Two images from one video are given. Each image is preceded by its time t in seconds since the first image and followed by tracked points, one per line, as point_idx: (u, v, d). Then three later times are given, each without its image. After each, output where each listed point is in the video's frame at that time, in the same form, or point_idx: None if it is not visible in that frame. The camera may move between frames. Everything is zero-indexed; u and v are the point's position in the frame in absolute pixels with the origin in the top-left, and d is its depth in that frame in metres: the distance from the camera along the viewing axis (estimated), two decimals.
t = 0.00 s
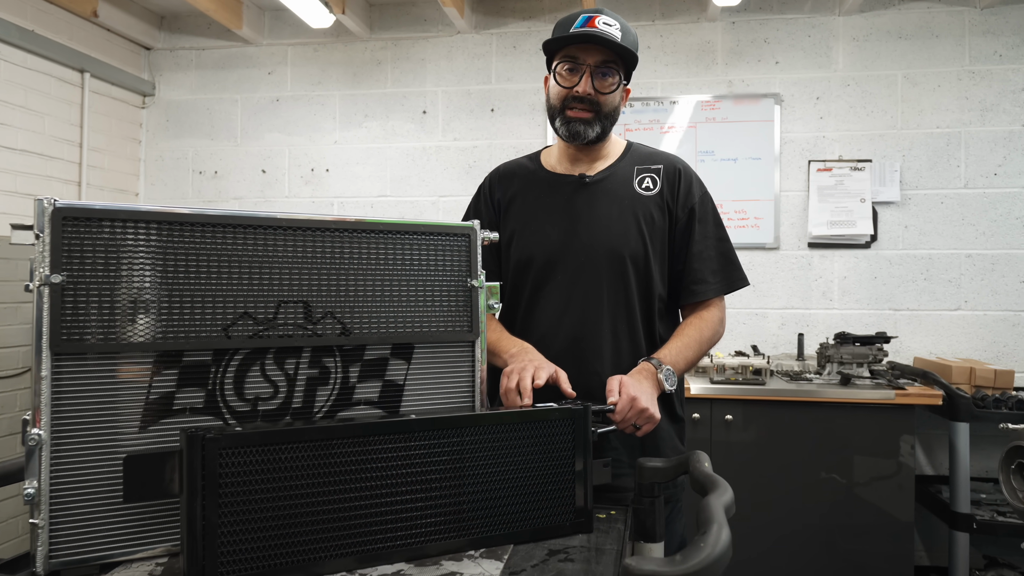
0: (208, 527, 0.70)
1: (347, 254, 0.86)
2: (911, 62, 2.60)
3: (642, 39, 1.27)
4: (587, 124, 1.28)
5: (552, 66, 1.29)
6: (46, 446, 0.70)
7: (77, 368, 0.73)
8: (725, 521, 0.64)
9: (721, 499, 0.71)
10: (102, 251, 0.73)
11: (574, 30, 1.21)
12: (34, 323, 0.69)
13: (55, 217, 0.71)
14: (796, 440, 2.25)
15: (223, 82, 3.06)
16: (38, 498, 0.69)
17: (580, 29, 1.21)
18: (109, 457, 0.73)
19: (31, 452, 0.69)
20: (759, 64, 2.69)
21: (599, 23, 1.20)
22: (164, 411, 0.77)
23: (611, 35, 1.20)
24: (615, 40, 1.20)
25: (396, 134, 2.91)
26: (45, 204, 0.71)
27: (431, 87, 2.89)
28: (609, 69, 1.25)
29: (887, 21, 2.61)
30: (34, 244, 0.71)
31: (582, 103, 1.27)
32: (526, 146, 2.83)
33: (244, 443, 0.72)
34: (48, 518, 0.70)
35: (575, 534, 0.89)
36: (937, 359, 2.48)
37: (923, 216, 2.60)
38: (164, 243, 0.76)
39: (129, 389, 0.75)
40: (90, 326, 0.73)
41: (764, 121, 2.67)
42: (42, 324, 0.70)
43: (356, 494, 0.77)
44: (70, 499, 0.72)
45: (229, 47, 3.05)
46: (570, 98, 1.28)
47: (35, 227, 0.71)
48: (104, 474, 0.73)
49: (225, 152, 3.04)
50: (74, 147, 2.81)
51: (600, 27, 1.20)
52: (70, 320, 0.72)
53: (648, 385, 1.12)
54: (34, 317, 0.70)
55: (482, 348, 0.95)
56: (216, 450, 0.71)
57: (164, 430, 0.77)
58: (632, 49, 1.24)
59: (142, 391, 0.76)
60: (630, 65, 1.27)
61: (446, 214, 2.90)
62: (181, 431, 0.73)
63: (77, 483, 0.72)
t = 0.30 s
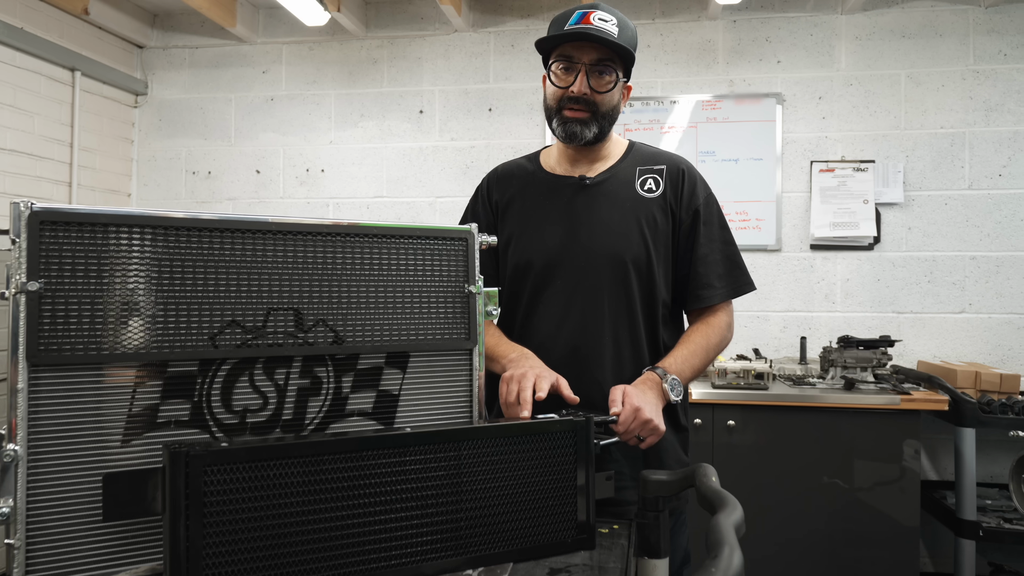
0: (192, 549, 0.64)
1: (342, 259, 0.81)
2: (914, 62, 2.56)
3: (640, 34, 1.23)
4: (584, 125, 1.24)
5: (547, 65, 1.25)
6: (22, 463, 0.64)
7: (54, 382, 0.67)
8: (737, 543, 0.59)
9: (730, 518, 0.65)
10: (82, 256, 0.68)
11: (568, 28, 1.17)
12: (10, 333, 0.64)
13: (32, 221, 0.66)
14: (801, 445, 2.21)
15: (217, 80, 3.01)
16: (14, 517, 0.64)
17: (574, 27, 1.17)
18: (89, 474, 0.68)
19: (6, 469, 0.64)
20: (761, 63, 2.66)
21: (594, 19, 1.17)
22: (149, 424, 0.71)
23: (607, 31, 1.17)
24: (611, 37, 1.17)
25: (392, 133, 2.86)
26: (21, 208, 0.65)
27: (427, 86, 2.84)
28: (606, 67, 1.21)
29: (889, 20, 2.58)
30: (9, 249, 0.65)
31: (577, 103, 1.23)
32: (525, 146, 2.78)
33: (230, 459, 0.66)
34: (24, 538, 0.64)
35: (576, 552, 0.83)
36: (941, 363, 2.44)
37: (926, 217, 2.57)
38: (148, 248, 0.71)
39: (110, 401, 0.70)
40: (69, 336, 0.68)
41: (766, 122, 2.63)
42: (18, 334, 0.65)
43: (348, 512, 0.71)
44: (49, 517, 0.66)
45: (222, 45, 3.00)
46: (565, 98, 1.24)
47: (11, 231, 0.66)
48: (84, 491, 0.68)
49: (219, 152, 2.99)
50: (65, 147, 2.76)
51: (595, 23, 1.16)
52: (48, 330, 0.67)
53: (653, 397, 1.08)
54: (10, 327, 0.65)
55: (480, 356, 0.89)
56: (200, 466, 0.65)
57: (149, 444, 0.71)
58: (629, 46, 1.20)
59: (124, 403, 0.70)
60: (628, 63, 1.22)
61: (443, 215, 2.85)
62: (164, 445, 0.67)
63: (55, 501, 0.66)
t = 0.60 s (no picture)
0: None
1: (345, 270, 0.75)
2: (922, 64, 2.53)
3: (644, 33, 1.19)
4: (589, 128, 1.20)
5: (550, 68, 1.22)
6: (5, 487, 0.59)
7: (38, 403, 0.62)
8: None
9: (750, 545, 0.60)
10: (70, 268, 0.63)
11: (570, 29, 1.14)
12: None
13: (16, 233, 0.61)
14: (809, 454, 2.18)
15: (213, 82, 2.96)
16: None
17: (576, 28, 1.14)
18: (76, 499, 0.62)
19: None
20: (766, 65, 2.62)
21: (597, 20, 1.13)
22: (140, 444, 0.66)
23: (610, 31, 1.13)
24: (614, 37, 1.13)
25: (392, 136, 2.82)
26: (5, 218, 0.60)
27: (427, 88, 2.80)
28: (610, 68, 1.17)
29: (896, 21, 2.54)
30: None
31: (582, 106, 1.19)
32: (526, 149, 2.74)
33: (225, 484, 0.61)
34: (8, 564, 0.60)
35: None
36: (949, 369, 2.41)
37: (934, 221, 2.53)
38: (139, 259, 0.65)
39: (100, 422, 0.64)
40: (57, 355, 0.62)
41: (771, 124, 2.60)
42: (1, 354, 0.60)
43: (347, 538, 0.65)
44: (34, 544, 0.61)
45: (219, 46, 2.95)
46: (569, 101, 1.20)
47: None
48: (69, 516, 0.62)
49: (216, 154, 2.94)
50: (59, 149, 2.71)
51: (597, 24, 1.13)
52: (35, 349, 0.61)
53: (663, 412, 1.04)
54: None
55: (484, 371, 0.84)
56: (194, 492, 0.59)
57: (138, 468, 0.65)
58: (633, 46, 1.16)
59: (114, 423, 0.65)
60: (633, 63, 1.18)
61: (443, 219, 2.81)
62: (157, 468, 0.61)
63: (40, 528, 0.61)
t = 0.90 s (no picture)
0: None
1: (345, 273, 0.70)
2: (924, 62, 2.50)
3: (640, 23, 1.16)
4: (591, 124, 1.16)
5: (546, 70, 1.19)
6: None
7: (12, 413, 0.56)
8: None
9: (767, 561, 0.55)
10: (48, 269, 0.57)
11: (563, 26, 1.11)
12: None
13: None
14: (812, 458, 2.14)
15: (205, 79, 2.91)
16: None
17: (569, 24, 1.10)
18: (53, 518, 0.57)
19: None
20: (767, 63, 2.58)
21: (589, 14, 1.09)
22: (125, 458, 0.60)
23: (604, 24, 1.09)
24: (609, 30, 1.09)
25: (387, 135, 2.78)
26: None
27: (423, 86, 2.76)
28: (607, 61, 1.14)
29: (898, 19, 2.51)
30: None
31: (582, 102, 1.15)
32: (523, 148, 2.71)
33: (215, 498, 0.56)
34: None
35: None
36: (953, 372, 2.38)
37: (936, 222, 2.50)
38: (123, 261, 0.60)
39: (81, 434, 0.58)
40: (34, 364, 0.57)
41: (772, 123, 2.56)
42: None
43: (344, 555, 0.61)
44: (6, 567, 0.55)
45: (212, 43, 2.90)
46: (568, 99, 1.16)
47: None
48: (46, 538, 0.57)
49: (208, 153, 2.90)
50: (47, 147, 2.66)
51: (590, 18, 1.09)
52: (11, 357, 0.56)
53: (671, 421, 1.00)
54: None
55: (487, 376, 0.77)
56: (182, 508, 0.55)
57: (124, 483, 0.60)
58: (630, 38, 1.12)
59: (99, 437, 0.59)
60: (631, 55, 1.15)
61: (439, 219, 2.77)
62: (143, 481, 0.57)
63: (12, 550, 0.55)
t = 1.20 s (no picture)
0: None
1: (339, 276, 0.66)
2: (923, 61, 2.47)
3: (637, 15, 1.12)
4: (590, 119, 1.11)
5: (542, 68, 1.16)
6: None
7: None
8: None
9: None
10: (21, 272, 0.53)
11: (556, 19, 1.08)
12: None
13: None
14: (811, 463, 2.11)
15: (194, 77, 2.85)
16: None
17: (562, 18, 1.08)
18: (25, 540, 0.53)
19: None
20: (764, 62, 2.55)
21: (583, 6, 1.07)
22: (104, 472, 0.56)
23: (598, 15, 1.06)
24: (603, 21, 1.06)
25: (378, 133, 2.73)
26: None
27: (416, 84, 2.71)
28: (602, 53, 1.10)
29: (897, 18, 2.48)
30: None
31: (579, 98, 1.11)
32: (517, 147, 2.67)
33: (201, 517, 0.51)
34: None
35: None
36: (952, 374, 2.36)
37: (935, 222, 2.48)
38: (103, 263, 0.56)
39: (60, 447, 0.55)
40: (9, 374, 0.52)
41: (770, 123, 2.53)
42: None
43: None
44: None
45: (200, 40, 2.84)
46: (565, 95, 1.12)
47: None
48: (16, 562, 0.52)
49: (197, 152, 2.84)
50: (31, 146, 2.60)
51: (584, 11, 1.07)
52: None
53: (680, 430, 0.97)
54: None
55: (486, 384, 0.74)
56: (164, 528, 0.50)
57: (103, 499, 0.56)
58: (626, 28, 1.09)
59: (76, 449, 0.55)
60: (628, 47, 1.11)
61: (431, 219, 2.72)
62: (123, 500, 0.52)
63: None
